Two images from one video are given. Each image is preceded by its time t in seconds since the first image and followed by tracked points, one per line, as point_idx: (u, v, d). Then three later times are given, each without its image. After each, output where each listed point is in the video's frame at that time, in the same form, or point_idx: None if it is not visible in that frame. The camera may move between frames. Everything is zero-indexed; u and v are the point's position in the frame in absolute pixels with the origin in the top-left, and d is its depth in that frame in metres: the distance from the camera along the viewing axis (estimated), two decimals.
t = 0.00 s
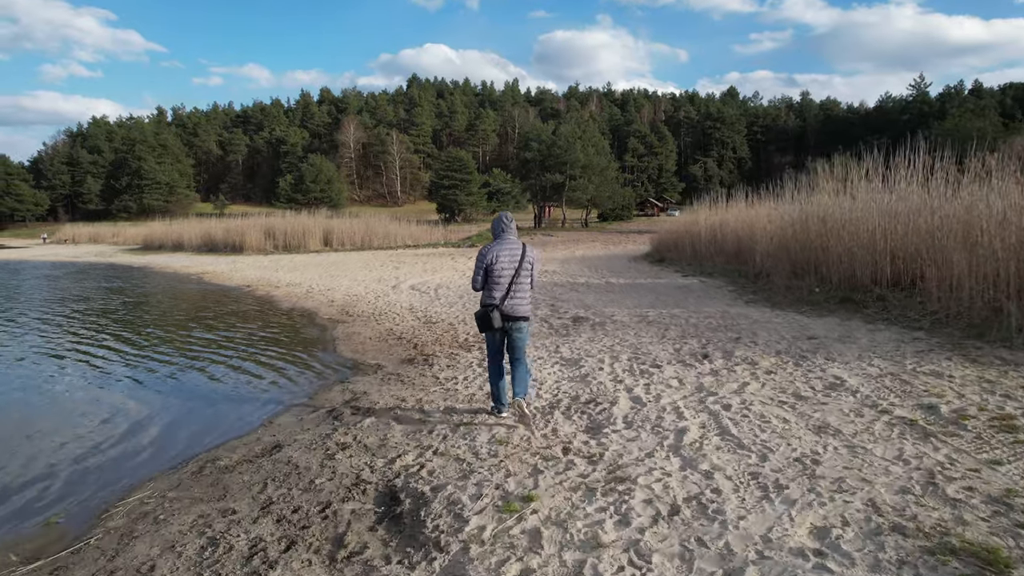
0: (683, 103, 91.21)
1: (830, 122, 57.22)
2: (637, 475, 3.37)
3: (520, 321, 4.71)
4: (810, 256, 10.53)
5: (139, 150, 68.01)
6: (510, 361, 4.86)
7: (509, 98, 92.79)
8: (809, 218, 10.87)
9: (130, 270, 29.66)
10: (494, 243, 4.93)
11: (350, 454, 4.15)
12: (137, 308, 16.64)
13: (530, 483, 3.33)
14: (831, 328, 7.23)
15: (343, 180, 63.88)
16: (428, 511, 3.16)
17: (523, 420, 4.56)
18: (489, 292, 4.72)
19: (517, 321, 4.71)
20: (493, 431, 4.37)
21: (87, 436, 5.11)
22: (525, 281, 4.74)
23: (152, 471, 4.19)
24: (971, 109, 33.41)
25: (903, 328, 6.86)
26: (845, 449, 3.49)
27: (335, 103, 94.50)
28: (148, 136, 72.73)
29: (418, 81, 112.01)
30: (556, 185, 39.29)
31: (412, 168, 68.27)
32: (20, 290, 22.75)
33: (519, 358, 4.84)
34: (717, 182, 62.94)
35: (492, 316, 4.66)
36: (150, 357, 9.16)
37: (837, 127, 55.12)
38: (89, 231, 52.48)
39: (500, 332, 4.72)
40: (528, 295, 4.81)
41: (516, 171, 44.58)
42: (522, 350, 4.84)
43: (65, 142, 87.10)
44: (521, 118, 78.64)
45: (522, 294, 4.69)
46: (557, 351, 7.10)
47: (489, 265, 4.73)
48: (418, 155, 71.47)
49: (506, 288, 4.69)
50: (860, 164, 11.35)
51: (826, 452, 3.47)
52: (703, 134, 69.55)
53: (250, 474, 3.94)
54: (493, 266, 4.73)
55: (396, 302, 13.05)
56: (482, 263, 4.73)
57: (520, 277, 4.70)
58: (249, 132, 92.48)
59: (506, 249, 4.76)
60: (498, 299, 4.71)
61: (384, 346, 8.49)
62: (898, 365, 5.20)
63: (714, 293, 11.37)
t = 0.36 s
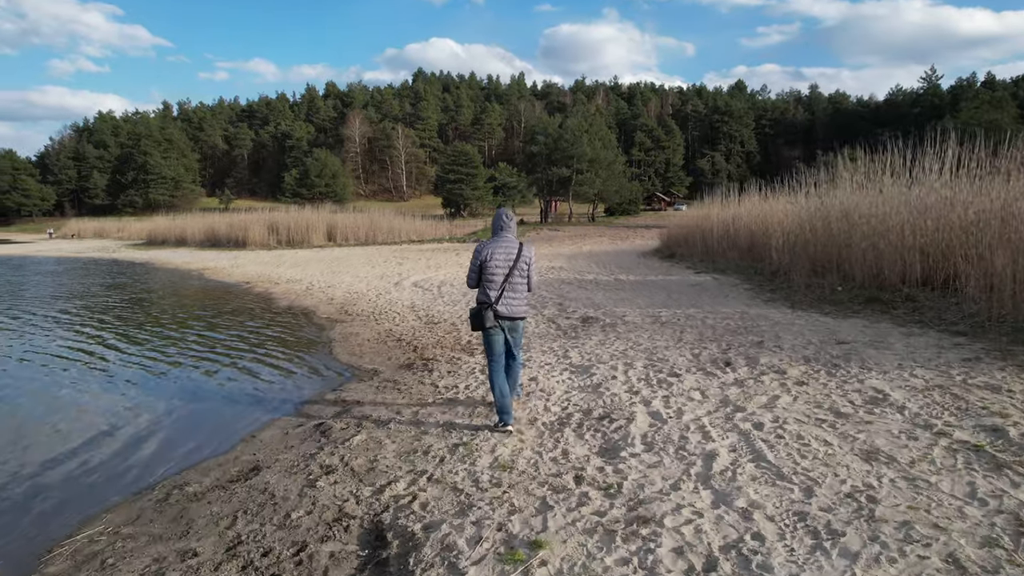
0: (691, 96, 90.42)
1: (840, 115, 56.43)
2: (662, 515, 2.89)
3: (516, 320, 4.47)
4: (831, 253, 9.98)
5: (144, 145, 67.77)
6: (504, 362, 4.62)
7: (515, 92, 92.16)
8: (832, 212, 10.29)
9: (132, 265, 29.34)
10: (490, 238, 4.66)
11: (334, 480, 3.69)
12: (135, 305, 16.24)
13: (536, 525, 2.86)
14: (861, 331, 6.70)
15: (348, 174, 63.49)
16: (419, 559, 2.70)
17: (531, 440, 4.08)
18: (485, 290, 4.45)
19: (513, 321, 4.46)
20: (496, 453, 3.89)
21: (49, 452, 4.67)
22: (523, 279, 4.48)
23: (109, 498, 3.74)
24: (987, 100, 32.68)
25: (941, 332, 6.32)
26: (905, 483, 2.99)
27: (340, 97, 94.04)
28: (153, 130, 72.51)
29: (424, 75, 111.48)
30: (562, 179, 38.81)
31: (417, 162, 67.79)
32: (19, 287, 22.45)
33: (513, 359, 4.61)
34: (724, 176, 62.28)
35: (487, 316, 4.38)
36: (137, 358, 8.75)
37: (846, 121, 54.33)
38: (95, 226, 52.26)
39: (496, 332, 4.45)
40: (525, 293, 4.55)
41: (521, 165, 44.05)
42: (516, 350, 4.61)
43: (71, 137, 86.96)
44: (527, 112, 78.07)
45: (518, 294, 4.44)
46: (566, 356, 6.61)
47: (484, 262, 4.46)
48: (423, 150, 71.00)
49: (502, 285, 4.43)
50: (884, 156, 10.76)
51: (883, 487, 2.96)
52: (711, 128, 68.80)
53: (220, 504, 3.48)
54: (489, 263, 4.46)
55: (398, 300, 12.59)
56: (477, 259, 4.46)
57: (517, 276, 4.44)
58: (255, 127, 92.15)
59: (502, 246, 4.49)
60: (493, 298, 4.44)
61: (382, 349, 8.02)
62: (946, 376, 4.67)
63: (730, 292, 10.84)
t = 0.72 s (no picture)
0: (702, 91, 89.45)
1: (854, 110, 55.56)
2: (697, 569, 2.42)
3: (520, 312, 4.53)
4: (859, 250, 9.41)
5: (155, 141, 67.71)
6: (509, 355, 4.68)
7: (524, 87, 91.55)
8: (858, 208, 9.71)
9: (139, 262, 29.07)
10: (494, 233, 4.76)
11: (315, 514, 3.25)
12: (138, 303, 15.92)
13: None
14: (899, 336, 6.18)
15: (357, 170, 63.15)
16: None
17: (540, 465, 3.62)
18: (488, 284, 4.54)
19: (517, 313, 4.52)
20: (501, 481, 3.44)
21: (13, 469, 4.29)
22: (526, 272, 4.55)
23: (61, 530, 3.33)
24: (1008, 94, 31.85)
25: (988, 338, 5.79)
26: (989, 530, 2.49)
27: (350, 93, 93.73)
28: (164, 127, 72.47)
29: (433, 71, 111.02)
30: (572, 174, 38.27)
31: (427, 158, 67.34)
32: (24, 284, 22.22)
33: (519, 352, 4.66)
34: (736, 171, 61.51)
35: (490, 309, 4.48)
36: (128, 360, 8.37)
37: (860, 115, 53.34)
38: (105, 223, 52.18)
39: (500, 325, 4.54)
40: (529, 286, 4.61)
41: (531, 160, 43.51)
42: (522, 343, 4.66)
43: (83, 134, 87.08)
44: (537, 108, 77.46)
45: (522, 286, 4.51)
46: (579, 363, 6.14)
47: (486, 255, 4.55)
48: (433, 146, 70.56)
49: (504, 278, 4.51)
50: (912, 147, 10.16)
51: (962, 536, 2.48)
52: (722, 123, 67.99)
53: (182, 542, 3.05)
54: (491, 256, 4.55)
55: (403, 299, 12.17)
56: (479, 254, 4.57)
57: (519, 268, 4.51)
58: (264, 123, 92.02)
59: (503, 239, 4.57)
60: (496, 290, 4.53)
61: (382, 353, 7.59)
62: (1006, 391, 4.16)
63: (750, 292, 10.33)
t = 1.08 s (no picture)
0: (711, 88, 88.54)
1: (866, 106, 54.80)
2: None
3: (518, 318, 4.49)
4: (884, 249, 8.89)
5: (164, 140, 67.65)
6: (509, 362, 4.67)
7: (533, 85, 91.00)
8: (884, 206, 9.18)
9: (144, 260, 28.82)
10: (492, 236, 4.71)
11: (287, 556, 2.82)
12: (138, 302, 15.61)
13: None
14: (939, 343, 5.67)
15: (365, 168, 62.93)
16: None
17: (548, 497, 3.18)
18: (485, 290, 4.50)
19: (515, 319, 4.49)
20: (503, 519, 2.99)
21: None
22: (524, 277, 4.51)
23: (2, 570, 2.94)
24: None
25: None
26: None
27: (357, 91, 93.44)
28: (173, 125, 72.40)
29: (441, 68, 110.56)
30: (581, 172, 37.74)
31: (434, 156, 66.97)
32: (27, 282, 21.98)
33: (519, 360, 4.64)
34: (746, 169, 60.85)
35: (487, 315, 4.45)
36: (116, 363, 7.99)
37: (872, 112, 52.42)
38: (113, 221, 52.11)
39: (497, 331, 4.50)
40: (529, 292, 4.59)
41: (539, 157, 43.06)
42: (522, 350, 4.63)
43: (92, 132, 87.27)
44: (545, 105, 76.89)
45: (520, 292, 4.47)
46: (591, 373, 5.68)
47: (483, 260, 4.50)
48: (441, 144, 70.22)
49: (502, 284, 4.47)
50: (940, 139, 9.60)
51: None
52: (732, 120, 67.32)
53: None
54: (488, 261, 4.50)
55: (406, 300, 11.75)
56: (475, 260, 4.50)
57: (517, 274, 4.48)
58: (273, 121, 91.89)
59: (500, 244, 4.51)
60: (493, 297, 4.49)
61: (381, 359, 7.16)
62: None
63: (769, 294, 9.84)
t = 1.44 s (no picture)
0: (721, 87, 87.74)
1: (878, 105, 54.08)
2: None
3: (518, 315, 4.41)
4: (912, 249, 8.40)
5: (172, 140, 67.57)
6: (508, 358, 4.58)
7: (541, 84, 90.55)
8: (912, 203, 8.67)
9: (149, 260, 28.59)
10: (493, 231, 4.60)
11: None
12: (139, 303, 15.33)
13: None
14: (983, 352, 5.18)
15: (372, 168, 62.68)
16: None
17: (557, 539, 2.74)
18: (485, 284, 4.40)
19: (515, 315, 4.41)
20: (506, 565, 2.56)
21: None
22: (524, 273, 4.43)
23: None
24: None
25: None
26: None
27: (365, 91, 93.28)
28: (181, 125, 72.31)
29: (449, 67, 110.28)
30: (589, 171, 37.27)
31: (442, 156, 66.61)
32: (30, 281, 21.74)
33: (517, 356, 4.57)
34: (755, 168, 60.22)
35: (487, 310, 4.33)
36: (103, 368, 7.64)
37: (883, 111, 51.61)
38: (122, 221, 52.01)
39: (497, 327, 4.39)
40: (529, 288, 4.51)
41: (547, 157, 42.65)
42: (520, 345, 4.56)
43: (102, 132, 87.57)
44: (553, 104, 76.45)
45: (521, 288, 4.40)
46: (604, 383, 5.23)
47: (484, 254, 4.41)
48: (449, 143, 69.87)
49: (502, 278, 4.39)
50: (971, 131, 9.07)
51: None
52: (742, 119, 66.66)
53: None
54: (489, 256, 4.41)
55: (409, 302, 11.35)
56: (475, 254, 4.41)
57: (518, 269, 4.39)
58: (281, 121, 91.81)
59: (501, 238, 4.43)
60: (493, 292, 4.39)
61: (378, 366, 6.73)
62: None
63: (789, 296, 9.36)
